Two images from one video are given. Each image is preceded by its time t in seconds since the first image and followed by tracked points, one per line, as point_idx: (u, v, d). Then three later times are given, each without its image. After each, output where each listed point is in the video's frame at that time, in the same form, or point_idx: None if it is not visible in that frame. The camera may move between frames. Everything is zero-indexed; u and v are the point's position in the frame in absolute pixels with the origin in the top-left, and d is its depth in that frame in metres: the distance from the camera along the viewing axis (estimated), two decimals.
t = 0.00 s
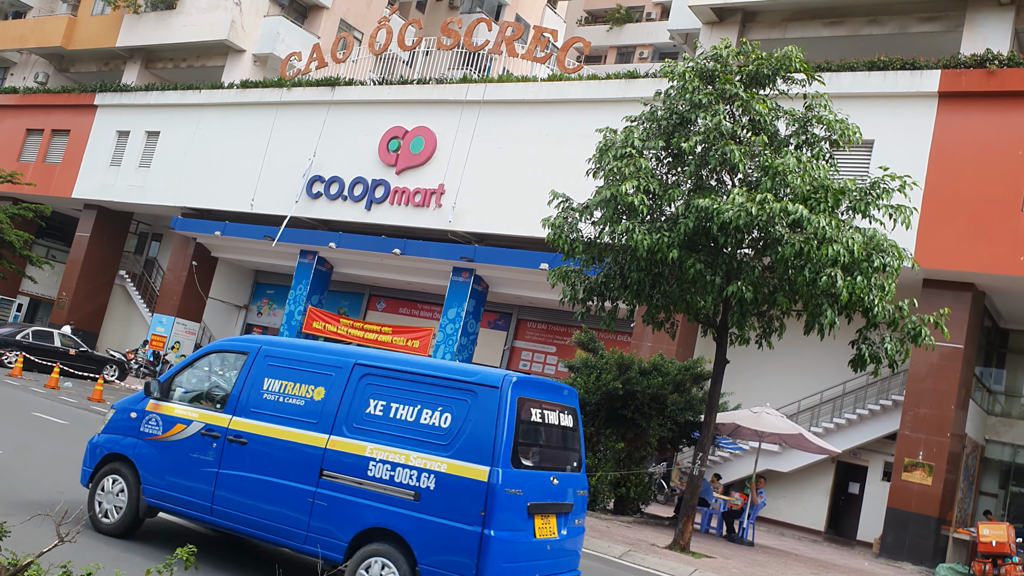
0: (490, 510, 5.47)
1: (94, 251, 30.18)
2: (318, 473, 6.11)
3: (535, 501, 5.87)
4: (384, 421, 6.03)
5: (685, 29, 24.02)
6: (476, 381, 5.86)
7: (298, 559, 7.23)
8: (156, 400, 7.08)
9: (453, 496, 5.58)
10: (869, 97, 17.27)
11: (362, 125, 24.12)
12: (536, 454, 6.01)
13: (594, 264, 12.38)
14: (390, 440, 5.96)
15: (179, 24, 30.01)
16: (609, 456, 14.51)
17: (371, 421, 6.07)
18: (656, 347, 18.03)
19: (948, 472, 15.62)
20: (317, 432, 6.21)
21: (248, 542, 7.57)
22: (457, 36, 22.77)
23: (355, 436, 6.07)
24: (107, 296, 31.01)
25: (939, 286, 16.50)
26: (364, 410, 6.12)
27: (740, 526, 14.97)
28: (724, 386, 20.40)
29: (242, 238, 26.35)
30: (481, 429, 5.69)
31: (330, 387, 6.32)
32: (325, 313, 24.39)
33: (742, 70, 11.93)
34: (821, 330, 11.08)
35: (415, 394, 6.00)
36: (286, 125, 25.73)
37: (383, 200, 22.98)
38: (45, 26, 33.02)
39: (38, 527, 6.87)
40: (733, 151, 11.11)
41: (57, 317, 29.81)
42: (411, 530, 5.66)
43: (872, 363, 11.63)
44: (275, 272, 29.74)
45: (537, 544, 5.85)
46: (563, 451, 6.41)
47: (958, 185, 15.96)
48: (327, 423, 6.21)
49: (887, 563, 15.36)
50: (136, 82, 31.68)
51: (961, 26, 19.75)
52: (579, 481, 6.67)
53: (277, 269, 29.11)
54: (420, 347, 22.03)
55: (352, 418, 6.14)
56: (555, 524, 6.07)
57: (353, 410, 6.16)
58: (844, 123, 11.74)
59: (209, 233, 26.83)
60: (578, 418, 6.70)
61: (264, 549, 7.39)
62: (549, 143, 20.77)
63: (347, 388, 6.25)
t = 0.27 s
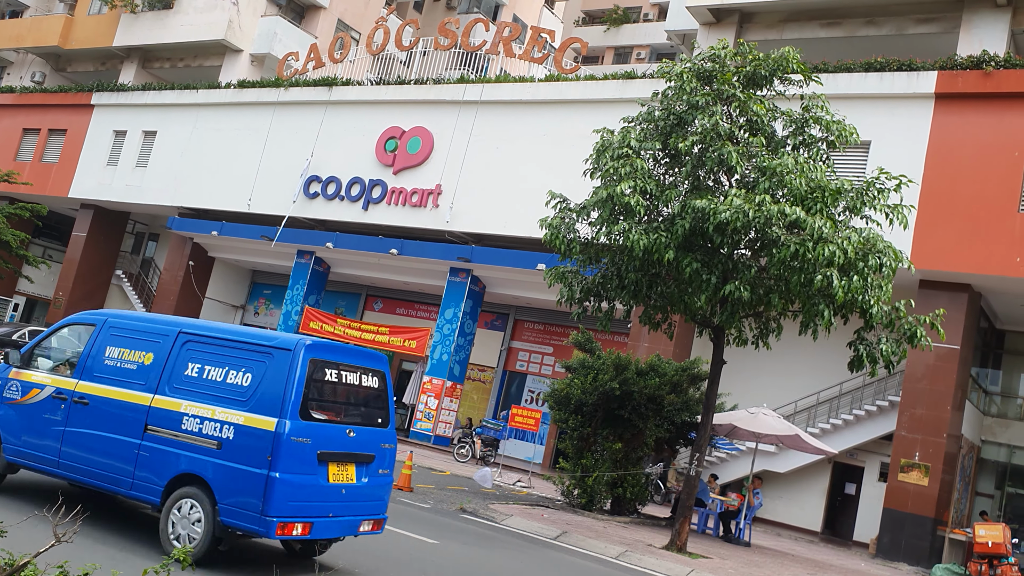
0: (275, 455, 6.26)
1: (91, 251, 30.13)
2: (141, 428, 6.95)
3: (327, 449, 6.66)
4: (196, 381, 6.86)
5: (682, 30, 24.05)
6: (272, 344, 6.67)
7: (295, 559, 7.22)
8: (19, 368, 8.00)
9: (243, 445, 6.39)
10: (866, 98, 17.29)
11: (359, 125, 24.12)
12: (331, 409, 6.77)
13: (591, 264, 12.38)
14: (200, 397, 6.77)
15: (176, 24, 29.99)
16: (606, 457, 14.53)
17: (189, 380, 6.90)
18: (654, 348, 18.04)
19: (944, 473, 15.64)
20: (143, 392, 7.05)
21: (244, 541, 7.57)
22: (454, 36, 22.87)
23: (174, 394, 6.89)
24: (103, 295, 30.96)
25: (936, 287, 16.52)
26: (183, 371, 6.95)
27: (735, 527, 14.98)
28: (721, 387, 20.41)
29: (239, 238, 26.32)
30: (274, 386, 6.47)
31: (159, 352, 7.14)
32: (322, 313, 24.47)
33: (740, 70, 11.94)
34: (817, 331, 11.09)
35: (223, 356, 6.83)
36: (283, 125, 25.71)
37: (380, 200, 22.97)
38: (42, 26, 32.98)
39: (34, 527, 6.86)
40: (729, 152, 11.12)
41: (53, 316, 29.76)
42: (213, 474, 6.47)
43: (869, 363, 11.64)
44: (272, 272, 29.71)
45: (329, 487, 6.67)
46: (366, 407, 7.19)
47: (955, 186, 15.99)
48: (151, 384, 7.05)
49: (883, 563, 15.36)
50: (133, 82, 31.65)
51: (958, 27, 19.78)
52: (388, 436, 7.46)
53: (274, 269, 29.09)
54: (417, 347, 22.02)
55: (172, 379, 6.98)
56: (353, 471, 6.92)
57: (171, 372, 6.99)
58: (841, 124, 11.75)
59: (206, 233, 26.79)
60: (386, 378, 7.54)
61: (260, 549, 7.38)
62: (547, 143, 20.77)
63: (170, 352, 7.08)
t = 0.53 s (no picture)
0: (111, 412, 7.16)
1: (87, 250, 30.08)
2: (7, 391, 7.91)
3: (165, 410, 7.55)
4: (53, 349, 7.82)
5: (679, 31, 24.08)
6: (115, 316, 7.61)
7: (290, 558, 7.21)
8: None
9: (86, 403, 7.31)
10: (863, 99, 17.32)
11: (356, 124, 24.10)
12: (172, 374, 7.69)
13: (587, 264, 12.38)
14: (55, 363, 7.70)
15: (173, 23, 29.95)
16: (603, 457, 14.54)
17: (48, 349, 7.86)
18: (650, 348, 18.07)
19: (939, 474, 15.66)
20: (11, 359, 8.02)
21: (239, 541, 7.56)
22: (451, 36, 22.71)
23: (35, 360, 7.87)
24: (99, 295, 30.92)
25: (932, 288, 16.55)
26: (44, 341, 7.91)
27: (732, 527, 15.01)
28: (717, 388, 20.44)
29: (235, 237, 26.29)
30: (115, 352, 7.40)
31: (24, 324, 8.13)
32: (319, 313, 24.58)
33: (737, 71, 11.96)
34: (813, 331, 11.10)
35: (77, 327, 7.78)
36: (280, 124, 25.69)
37: (377, 200, 22.96)
38: (38, 25, 32.93)
39: (30, 527, 6.84)
40: (726, 152, 11.13)
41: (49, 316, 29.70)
42: (61, 429, 7.39)
43: (865, 364, 11.65)
44: (269, 271, 29.69)
45: (167, 445, 7.56)
46: (208, 376, 8.09)
47: (951, 187, 16.02)
48: (20, 352, 8.02)
49: (879, 564, 15.38)
50: (129, 81, 31.60)
51: (954, 29, 19.82)
52: (234, 403, 8.36)
53: (271, 268, 29.07)
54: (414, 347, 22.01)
55: (36, 348, 7.94)
56: (193, 431, 7.82)
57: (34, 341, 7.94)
58: (838, 125, 11.76)
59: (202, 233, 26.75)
60: (230, 352, 8.48)
61: (257, 548, 7.37)
62: (544, 144, 20.78)
63: (37, 324, 8.04)
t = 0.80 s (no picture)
0: None
1: (86, 251, 30.07)
2: None
3: (39, 378, 8.09)
4: None
5: (678, 32, 24.10)
6: None
7: (289, 559, 7.21)
8: None
9: None
10: (862, 101, 17.34)
11: (355, 125, 24.10)
12: (46, 346, 8.25)
13: (586, 265, 12.39)
14: None
15: (172, 23, 29.95)
16: (602, 458, 14.55)
17: None
18: (649, 349, 18.09)
19: (938, 475, 15.67)
20: None
21: (239, 541, 7.55)
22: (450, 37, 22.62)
23: None
24: (98, 295, 30.91)
25: (931, 289, 16.56)
26: None
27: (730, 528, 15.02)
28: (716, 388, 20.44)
29: (234, 238, 26.28)
30: None
31: None
32: (318, 314, 24.55)
33: (736, 72, 11.97)
34: (811, 331, 11.11)
35: None
36: (279, 125, 25.69)
37: (376, 201, 22.96)
38: (37, 25, 32.94)
39: (29, 527, 6.83)
40: (724, 153, 11.14)
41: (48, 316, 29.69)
42: None
43: (863, 365, 11.65)
44: (267, 272, 29.68)
45: (41, 409, 8.10)
46: (84, 349, 8.64)
47: (949, 188, 16.03)
48: None
49: (878, 565, 15.40)
50: (128, 81, 31.60)
51: (953, 30, 19.83)
52: (111, 373, 8.94)
53: (270, 269, 29.07)
54: (413, 348, 22.01)
55: None
56: (68, 398, 8.36)
57: None
58: (837, 126, 11.78)
59: (201, 233, 26.76)
60: (111, 327, 9.05)
61: (256, 549, 7.36)
62: (543, 145, 20.79)
63: None
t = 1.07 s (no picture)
0: None
1: (85, 251, 30.05)
2: None
3: None
4: None
5: (678, 32, 24.11)
6: None
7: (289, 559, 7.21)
8: None
9: None
10: (861, 101, 17.34)
11: (355, 125, 24.10)
12: None
13: (586, 266, 12.38)
14: None
15: (172, 24, 29.94)
16: (601, 459, 14.55)
17: None
18: (648, 350, 18.11)
19: (938, 476, 15.67)
20: None
21: (238, 542, 7.55)
22: (450, 37, 22.64)
23: None
24: (97, 295, 30.91)
25: (930, 289, 16.55)
26: None
27: (730, 529, 15.01)
28: (716, 389, 20.43)
29: (234, 238, 26.28)
30: None
31: None
32: (317, 314, 24.45)
33: (735, 73, 11.97)
34: (811, 332, 11.10)
35: None
36: (279, 125, 25.69)
37: (375, 202, 22.95)
38: (37, 25, 32.94)
39: (28, 528, 6.83)
40: (723, 153, 11.14)
41: (47, 316, 29.68)
42: None
43: (862, 366, 11.63)
44: (267, 272, 29.68)
45: None
46: None
47: (949, 189, 16.03)
48: None
49: (877, 566, 15.39)
50: (128, 82, 31.59)
51: (952, 31, 19.83)
52: (13, 351, 9.60)
53: (269, 270, 29.06)
54: (412, 349, 21.99)
55: None
56: None
57: None
58: (836, 126, 11.77)
59: (201, 234, 26.75)
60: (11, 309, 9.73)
61: (256, 549, 7.36)
62: (542, 145, 20.78)
63: None
